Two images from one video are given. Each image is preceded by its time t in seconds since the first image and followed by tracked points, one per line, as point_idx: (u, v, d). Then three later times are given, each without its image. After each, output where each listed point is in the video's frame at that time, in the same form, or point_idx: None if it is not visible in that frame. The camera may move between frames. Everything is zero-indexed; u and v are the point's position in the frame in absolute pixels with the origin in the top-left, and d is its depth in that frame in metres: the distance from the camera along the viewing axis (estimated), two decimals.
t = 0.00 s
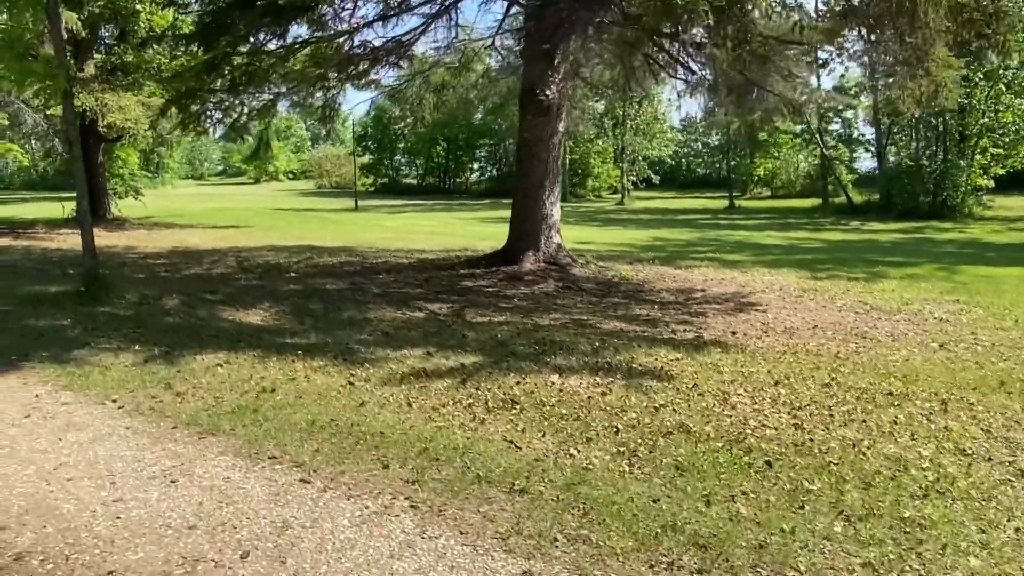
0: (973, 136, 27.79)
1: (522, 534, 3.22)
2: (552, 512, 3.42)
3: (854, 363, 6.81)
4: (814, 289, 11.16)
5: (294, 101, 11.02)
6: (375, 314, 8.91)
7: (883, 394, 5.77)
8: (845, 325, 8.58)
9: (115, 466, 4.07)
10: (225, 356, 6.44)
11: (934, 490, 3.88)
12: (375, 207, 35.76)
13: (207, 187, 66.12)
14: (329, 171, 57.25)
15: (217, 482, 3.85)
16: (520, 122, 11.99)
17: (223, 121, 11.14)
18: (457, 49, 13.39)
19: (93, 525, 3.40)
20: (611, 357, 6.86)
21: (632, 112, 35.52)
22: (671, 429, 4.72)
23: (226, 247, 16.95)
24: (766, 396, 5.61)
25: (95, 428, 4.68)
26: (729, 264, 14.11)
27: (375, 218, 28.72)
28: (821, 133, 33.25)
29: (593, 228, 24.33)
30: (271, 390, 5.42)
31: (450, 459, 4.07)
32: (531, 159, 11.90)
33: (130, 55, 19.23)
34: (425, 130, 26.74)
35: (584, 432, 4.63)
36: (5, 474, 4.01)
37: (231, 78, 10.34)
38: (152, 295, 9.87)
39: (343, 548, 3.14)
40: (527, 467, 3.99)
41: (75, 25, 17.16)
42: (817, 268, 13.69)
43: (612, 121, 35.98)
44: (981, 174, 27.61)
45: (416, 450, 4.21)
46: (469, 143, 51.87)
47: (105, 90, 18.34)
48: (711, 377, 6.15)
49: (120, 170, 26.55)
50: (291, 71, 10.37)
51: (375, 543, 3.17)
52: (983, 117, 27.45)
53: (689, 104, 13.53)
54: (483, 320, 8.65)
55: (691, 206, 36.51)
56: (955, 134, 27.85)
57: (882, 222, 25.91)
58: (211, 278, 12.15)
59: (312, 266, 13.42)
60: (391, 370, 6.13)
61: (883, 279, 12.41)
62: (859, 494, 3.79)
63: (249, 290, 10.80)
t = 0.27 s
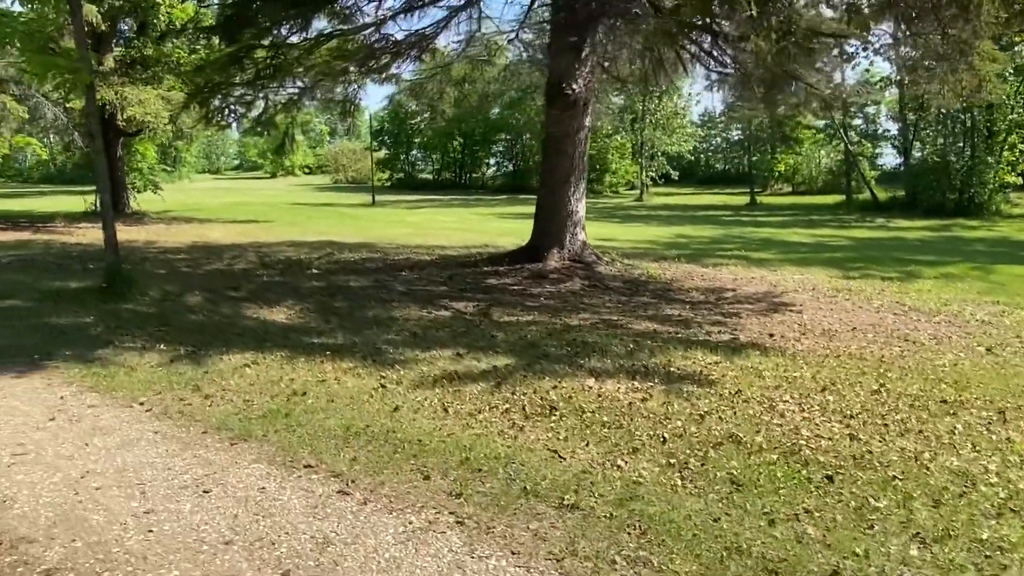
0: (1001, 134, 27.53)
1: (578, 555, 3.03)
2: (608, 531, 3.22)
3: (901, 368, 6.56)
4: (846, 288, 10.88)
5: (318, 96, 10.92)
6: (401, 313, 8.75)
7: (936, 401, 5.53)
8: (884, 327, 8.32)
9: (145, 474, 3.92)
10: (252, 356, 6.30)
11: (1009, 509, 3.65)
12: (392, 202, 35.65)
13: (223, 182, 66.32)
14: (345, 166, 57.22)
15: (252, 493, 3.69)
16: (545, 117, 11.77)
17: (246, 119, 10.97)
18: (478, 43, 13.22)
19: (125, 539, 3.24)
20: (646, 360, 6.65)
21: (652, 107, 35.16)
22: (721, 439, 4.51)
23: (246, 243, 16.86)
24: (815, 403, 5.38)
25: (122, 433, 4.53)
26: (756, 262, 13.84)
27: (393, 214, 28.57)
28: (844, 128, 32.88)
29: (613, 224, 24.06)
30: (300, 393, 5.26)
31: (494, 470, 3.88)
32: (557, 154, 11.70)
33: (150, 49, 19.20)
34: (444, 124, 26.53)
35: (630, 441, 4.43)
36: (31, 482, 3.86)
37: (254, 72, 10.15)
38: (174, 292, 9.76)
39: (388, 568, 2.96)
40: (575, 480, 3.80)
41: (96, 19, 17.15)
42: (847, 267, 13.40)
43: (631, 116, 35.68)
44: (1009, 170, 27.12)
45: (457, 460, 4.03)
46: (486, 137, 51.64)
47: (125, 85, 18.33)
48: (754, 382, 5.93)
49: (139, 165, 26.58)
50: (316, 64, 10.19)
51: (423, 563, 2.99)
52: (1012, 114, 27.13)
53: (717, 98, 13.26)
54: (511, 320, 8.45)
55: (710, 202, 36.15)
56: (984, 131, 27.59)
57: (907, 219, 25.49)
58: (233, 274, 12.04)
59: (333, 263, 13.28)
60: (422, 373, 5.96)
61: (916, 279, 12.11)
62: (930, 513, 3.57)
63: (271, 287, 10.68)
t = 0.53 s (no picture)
0: None
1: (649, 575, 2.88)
2: (678, 550, 3.07)
3: (958, 375, 6.31)
4: (888, 290, 10.59)
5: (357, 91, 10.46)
6: (434, 312, 8.65)
7: (1000, 411, 5.29)
8: (933, 331, 8.06)
9: (191, 480, 3.82)
10: (290, 356, 6.22)
11: None
12: (416, 199, 35.61)
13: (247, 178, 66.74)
14: (367, 162, 57.33)
15: (300, 501, 3.57)
16: (578, 114, 11.60)
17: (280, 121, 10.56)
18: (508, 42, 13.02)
19: (173, 550, 3.14)
20: (690, 363, 6.47)
21: (677, 104, 34.82)
22: (781, 449, 4.33)
23: (273, 239, 16.86)
24: (874, 413, 5.17)
25: (165, 434, 4.46)
26: (791, 262, 13.55)
27: (417, 211, 28.49)
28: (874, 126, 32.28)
29: (640, 222, 23.80)
30: (342, 395, 5.15)
31: (549, 480, 3.74)
32: (589, 152, 11.51)
33: (179, 45, 19.30)
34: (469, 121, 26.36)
35: (686, 450, 4.27)
36: (77, 486, 3.78)
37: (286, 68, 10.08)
38: (206, 290, 9.71)
39: None
40: (635, 491, 3.65)
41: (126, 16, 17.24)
42: (886, 268, 13.08)
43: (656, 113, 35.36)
44: None
45: (510, 469, 3.89)
46: (508, 134, 51.44)
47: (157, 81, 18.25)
48: (806, 388, 5.72)
49: (166, 160, 26.76)
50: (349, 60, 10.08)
51: None
52: None
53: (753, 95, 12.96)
54: (547, 321, 8.29)
55: (737, 200, 35.72)
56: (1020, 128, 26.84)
57: (941, 219, 24.97)
58: (263, 271, 12.02)
59: (362, 261, 13.21)
60: (462, 375, 5.83)
61: (959, 281, 11.78)
62: (1014, 532, 3.38)
63: (302, 285, 10.62)
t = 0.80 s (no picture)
0: None
1: None
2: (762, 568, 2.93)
3: None
4: (937, 294, 10.31)
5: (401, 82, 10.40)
6: (474, 312, 8.56)
7: None
8: (989, 336, 7.80)
9: (248, 483, 3.75)
10: (336, 356, 6.16)
11: None
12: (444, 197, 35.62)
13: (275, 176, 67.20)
14: (395, 160, 57.52)
15: (362, 507, 3.48)
16: (618, 112, 11.44)
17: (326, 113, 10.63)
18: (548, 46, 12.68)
19: (237, 556, 3.07)
20: (743, 367, 6.30)
21: (708, 103, 34.48)
22: (854, 460, 4.16)
23: (307, 237, 16.90)
24: (943, 422, 4.97)
25: (219, 435, 4.40)
26: (833, 264, 13.27)
27: (446, 210, 28.44)
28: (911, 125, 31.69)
29: (671, 222, 23.56)
30: (393, 397, 5.07)
31: (617, 490, 3.61)
32: (628, 150, 11.34)
33: (214, 43, 19.46)
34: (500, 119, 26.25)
35: (754, 459, 4.12)
36: (134, 488, 3.73)
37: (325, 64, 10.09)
38: (245, 287, 9.71)
39: None
40: (709, 503, 3.51)
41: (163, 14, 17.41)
42: (932, 270, 12.75)
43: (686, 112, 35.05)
44: None
45: (574, 477, 3.77)
46: (535, 133, 51.31)
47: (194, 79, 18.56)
48: (869, 395, 5.53)
49: (199, 158, 26.99)
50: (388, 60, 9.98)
51: None
52: None
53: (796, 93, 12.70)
54: (590, 322, 8.15)
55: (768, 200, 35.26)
56: None
57: (981, 221, 24.44)
58: (299, 269, 12.02)
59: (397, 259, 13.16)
60: (511, 377, 5.73)
61: (1010, 284, 11.44)
62: None
63: (340, 283, 10.59)
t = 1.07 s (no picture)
0: None
1: None
2: None
3: None
4: (993, 300, 9.97)
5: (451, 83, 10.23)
6: (518, 314, 8.46)
7: None
8: None
9: (309, 492, 3.68)
10: (385, 359, 6.09)
11: None
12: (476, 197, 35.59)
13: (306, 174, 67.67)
14: (425, 159, 57.64)
15: (427, 520, 3.38)
16: (660, 111, 11.25)
17: (373, 111, 10.62)
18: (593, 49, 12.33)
19: (302, 569, 2.98)
20: (801, 375, 6.11)
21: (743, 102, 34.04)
22: (935, 478, 3.97)
23: (343, 237, 16.93)
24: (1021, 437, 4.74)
25: (275, 441, 4.34)
26: (880, 267, 12.93)
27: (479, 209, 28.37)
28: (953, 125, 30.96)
29: (708, 222, 23.28)
30: (446, 403, 4.98)
31: (690, 506, 3.47)
32: (671, 150, 11.15)
33: (252, 43, 19.59)
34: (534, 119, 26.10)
35: (828, 476, 3.95)
36: (194, 495, 3.67)
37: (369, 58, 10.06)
38: (287, 287, 9.71)
39: None
40: (788, 522, 3.35)
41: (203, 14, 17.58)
42: (984, 275, 12.35)
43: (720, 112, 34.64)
44: None
45: (643, 491, 3.63)
46: (567, 132, 51.10)
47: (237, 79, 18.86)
48: (938, 407, 5.31)
49: (235, 157, 27.22)
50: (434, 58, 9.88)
51: None
52: None
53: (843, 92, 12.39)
54: (637, 325, 7.99)
55: (804, 201, 34.68)
56: None
57: None
58: (338, 269, 12.01)
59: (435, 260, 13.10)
60: (564, 383, 5.61)
61: None
62: None
63: (379, 283, 10.55)
